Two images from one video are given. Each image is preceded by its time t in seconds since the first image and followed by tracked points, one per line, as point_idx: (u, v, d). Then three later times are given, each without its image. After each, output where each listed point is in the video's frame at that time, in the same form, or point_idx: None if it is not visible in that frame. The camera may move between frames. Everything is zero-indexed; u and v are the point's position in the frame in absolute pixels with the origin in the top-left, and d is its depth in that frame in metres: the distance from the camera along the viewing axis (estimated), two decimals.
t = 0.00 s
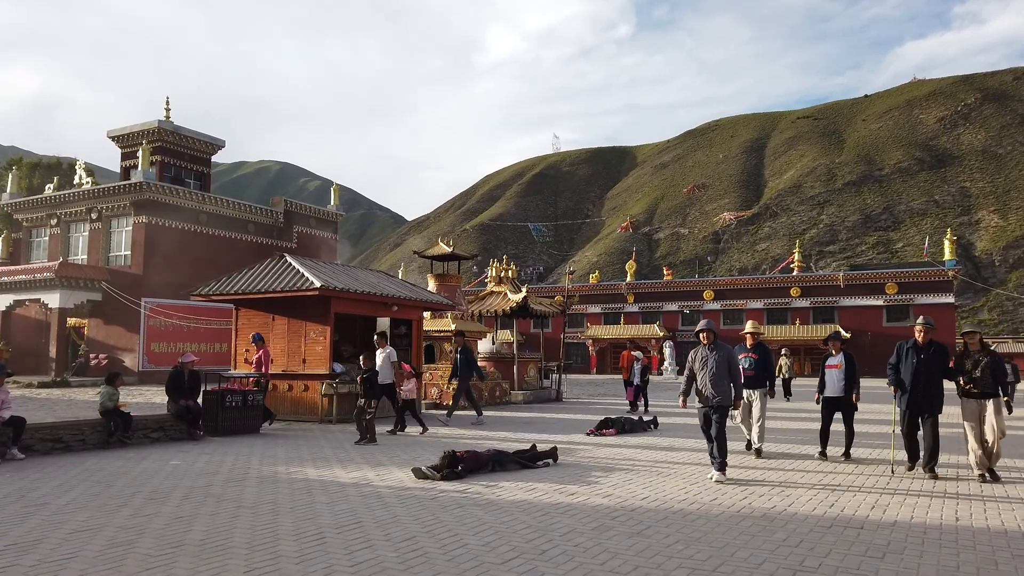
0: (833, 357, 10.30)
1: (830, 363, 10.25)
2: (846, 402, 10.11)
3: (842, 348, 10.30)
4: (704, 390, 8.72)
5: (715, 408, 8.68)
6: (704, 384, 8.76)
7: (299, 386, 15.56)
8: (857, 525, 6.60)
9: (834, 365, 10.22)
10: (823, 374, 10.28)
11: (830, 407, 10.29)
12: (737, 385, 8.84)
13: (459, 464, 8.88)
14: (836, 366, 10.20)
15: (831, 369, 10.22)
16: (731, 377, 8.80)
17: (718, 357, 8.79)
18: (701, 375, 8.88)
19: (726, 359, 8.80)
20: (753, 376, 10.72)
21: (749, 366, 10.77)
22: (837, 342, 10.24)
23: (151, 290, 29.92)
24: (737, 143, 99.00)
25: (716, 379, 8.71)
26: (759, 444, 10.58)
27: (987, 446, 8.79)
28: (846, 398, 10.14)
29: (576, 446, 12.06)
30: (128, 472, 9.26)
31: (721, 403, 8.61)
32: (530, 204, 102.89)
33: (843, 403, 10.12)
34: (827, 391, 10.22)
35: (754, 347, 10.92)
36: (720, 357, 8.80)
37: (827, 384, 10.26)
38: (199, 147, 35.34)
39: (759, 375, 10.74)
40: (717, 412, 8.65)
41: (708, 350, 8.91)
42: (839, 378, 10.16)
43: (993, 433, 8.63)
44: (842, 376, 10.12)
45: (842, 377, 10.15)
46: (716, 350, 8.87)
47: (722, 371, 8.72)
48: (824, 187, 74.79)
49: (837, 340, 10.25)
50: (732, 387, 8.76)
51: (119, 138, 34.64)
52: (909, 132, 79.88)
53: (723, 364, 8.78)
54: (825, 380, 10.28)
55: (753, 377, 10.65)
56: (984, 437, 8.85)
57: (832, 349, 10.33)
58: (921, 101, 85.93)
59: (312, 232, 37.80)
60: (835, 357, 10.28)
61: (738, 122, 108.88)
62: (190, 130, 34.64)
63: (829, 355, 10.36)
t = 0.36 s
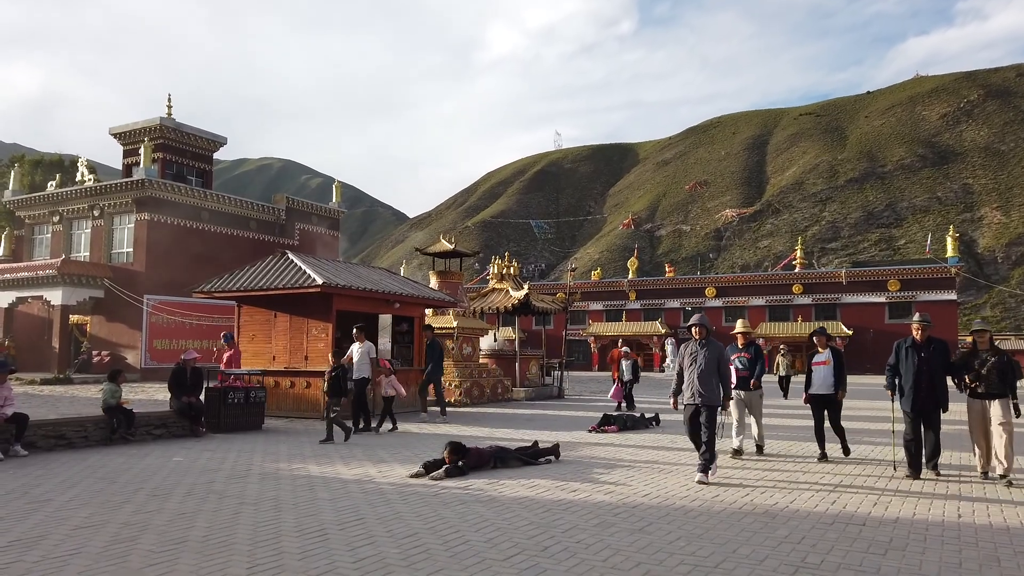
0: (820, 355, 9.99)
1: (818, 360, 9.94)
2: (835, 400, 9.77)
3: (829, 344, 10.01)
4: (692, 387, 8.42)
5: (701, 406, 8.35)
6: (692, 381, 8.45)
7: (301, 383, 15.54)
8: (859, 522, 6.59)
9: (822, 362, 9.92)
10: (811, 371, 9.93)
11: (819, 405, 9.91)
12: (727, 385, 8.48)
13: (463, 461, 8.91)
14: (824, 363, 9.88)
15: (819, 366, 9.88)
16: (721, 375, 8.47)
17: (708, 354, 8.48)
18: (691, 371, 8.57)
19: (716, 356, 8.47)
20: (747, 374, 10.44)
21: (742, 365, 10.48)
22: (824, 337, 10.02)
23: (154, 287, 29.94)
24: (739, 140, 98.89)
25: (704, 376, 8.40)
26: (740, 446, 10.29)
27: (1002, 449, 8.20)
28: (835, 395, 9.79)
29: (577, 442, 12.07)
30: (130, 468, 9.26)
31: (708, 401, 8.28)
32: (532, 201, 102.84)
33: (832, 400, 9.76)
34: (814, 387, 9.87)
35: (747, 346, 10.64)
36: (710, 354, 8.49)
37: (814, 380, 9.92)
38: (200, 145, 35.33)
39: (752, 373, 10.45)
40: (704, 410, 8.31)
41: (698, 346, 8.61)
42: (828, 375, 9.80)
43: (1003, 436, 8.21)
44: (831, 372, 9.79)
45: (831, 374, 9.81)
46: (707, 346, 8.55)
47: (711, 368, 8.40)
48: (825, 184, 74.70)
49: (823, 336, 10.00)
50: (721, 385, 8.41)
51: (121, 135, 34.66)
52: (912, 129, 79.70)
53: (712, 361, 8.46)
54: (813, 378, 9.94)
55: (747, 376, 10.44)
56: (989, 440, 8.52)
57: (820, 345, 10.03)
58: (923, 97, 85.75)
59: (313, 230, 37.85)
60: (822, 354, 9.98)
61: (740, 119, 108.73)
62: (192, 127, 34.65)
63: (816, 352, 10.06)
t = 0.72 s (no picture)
0: (810, 356, 9.79)
1: (808, 363, 9.74)
2: (824, 402, 9.57)
3: (819, 345, 9.82)
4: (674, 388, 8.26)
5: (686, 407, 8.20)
6: (675, 383, 8.29)
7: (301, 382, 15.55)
8: (858, 521, 6.59)
9: (811, 364, 9.72)
10: (799, 372, 9.75)
11: (808, 408, 9.72)
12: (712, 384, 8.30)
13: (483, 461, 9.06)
14: (814, 365, 9.68)
15: (808, 368, 9.70)
16: (705, 374, 8.30)
17: (690, 353, 8.35)
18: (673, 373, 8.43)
19: (697, 355, 8.34)
20: (737, 373, 10.02)
21: (732, 363, 10.03)
22: (815, 339, 9.78)
23: (154, 286, 29.95)
24: (739, 139, 98.85)
25: (687, 377, 8.25)
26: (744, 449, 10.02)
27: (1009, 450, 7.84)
28: (826, 396, 9.58)
29: (577, 441, 12.08)
30: (131, 467, 9.27)
31: (692, 403, 8.18)
32: (532, 200, 102.87)
33: (820, 402, 9.56)
34: (803, 388, 9.62)
35: (737, 342, 10.09)
36: (692, 354, 8.36)
37: (803, 381, 9.69)
38: (201, 144, 35.33)
39: (742, 372, 10.06)
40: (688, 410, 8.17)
41: (679, 346, 8.50)
42: (817, 377, 9.59)
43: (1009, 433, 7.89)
44: (820, 374, 9.60)
45: (820, 375, 9.63)
46: (688, 346, 8.43)
47: (694, 369, 8.26)
48: (826, 183, 74.68)
49: (814, 338, 9.76)
50: (705, 385, 8.28)
51: (121, 134, 34.65)
52: (912, 128, 79.62)
53: (694, 360, 8.32)
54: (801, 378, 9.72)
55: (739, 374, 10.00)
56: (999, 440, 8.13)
57: (809, 346, 9.80)
58: (923, 97, 85.70)
59: (313, 229, 37.89)
60: (812, 355, 9.79)
61: (741, 118, 108.73)
62: (193, 126, 34.66)
63: (806, 353, 9.86)
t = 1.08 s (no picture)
0: (801, 352, 9.53)
1: (798, 357, 9.49)
2: (817, 398, 9.26)
3: (810, 341, 9.60)
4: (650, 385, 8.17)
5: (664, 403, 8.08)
6: (651, 379, 8.21)
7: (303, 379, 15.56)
8: (860, 519, 6.58)
9: (802, 359, 9.47)
10: (790, 367, 9.48)
11: (798, 405, 9.40)
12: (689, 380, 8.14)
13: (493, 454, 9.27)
14: (803, 361, 9.43)
15: (799, 362, 9.44)
16: (681, 369, 8.17)
17: (664, 348, 8.26)
18: (649, 368, 8.35)
19: (672, 351, 8.24)
20: (731, 371, 9.64)
21: (727, 360, 9.68)
22: (806, 334, 9.61)
23: (156, 284, 30.02)
24: (741, 136, 98.73)
25: (662, 373, 8.14)
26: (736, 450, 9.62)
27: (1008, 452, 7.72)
28: (818, 393, 9.28)
29: (579, 439, 12.08)
30: (133, 465, 9.28)
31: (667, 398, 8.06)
32: (534, 197, 102.84)
33: (814, 399, 9.28)
34: (794, 384, 9.37)
35: (732, 339, 9.79)
36: (667, 350, 8.25)
37: (793, 378, 9.43)
38: (202, 141, 35.34)
39: (736, 369, 9.65)
40: (664, 406, 8.07)
41: (655, 342, 8.39)
42: (808, 372, 9.31)
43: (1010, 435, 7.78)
44: (811, 369, 9.31)
45: (812, 371, 9.33)
46: (663, 341, 8.32)
47: (669, 364, 8.16)
48: (828, 181, 74.60)
49: (806, 332, 9.63)
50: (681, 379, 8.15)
51: (123, 132, 34.65)
52: (915, 125, 79.44)
53: (670, 356, 8.22)
54: (792, 374, 9.44)
55: (733, 372, 9.62)
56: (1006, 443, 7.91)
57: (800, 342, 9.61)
58: (926, 93, 85.51)
59: (315, 226, 37.91)
60: (803, 350, 9.56)
61: (742, 115, 108.58)
62: (194, 124, 34.68)
63: (797, 349, 9.65)
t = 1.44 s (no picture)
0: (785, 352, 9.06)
1: (783, 360, 8.99)
2: (803, 402, 8.90)
3: (796, 341, 9.16)
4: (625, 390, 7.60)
5: (636, 412, 7.50)
6: (627, 384, 7.64)
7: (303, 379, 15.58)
8: (860, 520, 6.57)
9: (787, 361, 8.97)
10: (775, 370, 9.02)
11: (784, 409, 8.99)
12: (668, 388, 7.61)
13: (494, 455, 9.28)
14: (789, 363, 8.95)
15: (784, 365, 8.96)
16: (659, 375, 7.66)
17: (643, 352, 7.71)
18: (625, 373, 7.77)
19: (652, 355, 7.69)
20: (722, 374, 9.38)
21: (716, 363, 9.44)
22: (790, 335, 9.15)
23: (157, 285, 30.07)
24: (741, 138, 98.75)
25: (639, 378, 7.59)
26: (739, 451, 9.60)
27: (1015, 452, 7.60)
28: (804, 397, 8.90)
29: (580, 440, 12.07)
30: (132, 466, 9.28)
31: (644, 408, 7.48)
32: (534, 198, 102.87)
33: (799, 403, 8.91)
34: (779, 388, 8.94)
35: (721, 342, 9.56)
36: (646, 353, 7.70)
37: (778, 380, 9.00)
38: (203, 143, 35.37)
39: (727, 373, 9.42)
40: (637, 415, 7.49)
41: (634, 344, 7.82)
42: (796, 376, 8.88)
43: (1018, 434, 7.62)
44: (798, 372, 8.87)
45: (798, 373, 8.90)
46: (642, 344, 7.77)
47: (646, 368, 7.61)
48: (828, 182, 74.62)
49: (790, 333, 9.15)
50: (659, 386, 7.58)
51: (123, 133, 34.68)
52: (915, 126, 79.45)
53: (648, 359, 7.68)
54: (778, 377, 8.99)
55: (721, 375, 9.38)
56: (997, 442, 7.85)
57: (786, 344, 9.12)
58: (926, 95, 85.53)
59: (315, 227, 37.95)
60: (788, 352, 9.05)
61: (743, 116, 108.58)
62: (195, 125, 34.70)
63: (783, 351, 9.13)
